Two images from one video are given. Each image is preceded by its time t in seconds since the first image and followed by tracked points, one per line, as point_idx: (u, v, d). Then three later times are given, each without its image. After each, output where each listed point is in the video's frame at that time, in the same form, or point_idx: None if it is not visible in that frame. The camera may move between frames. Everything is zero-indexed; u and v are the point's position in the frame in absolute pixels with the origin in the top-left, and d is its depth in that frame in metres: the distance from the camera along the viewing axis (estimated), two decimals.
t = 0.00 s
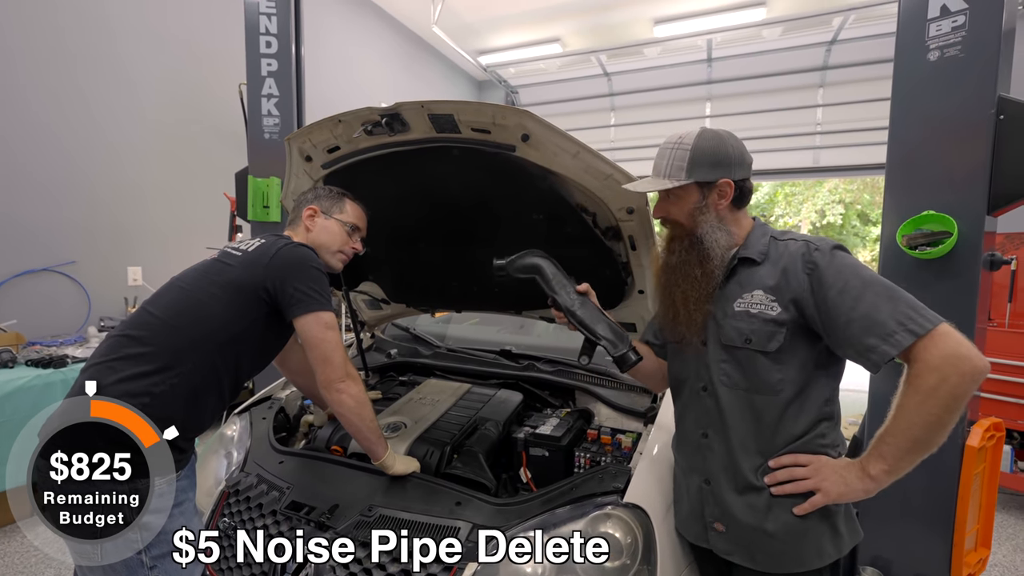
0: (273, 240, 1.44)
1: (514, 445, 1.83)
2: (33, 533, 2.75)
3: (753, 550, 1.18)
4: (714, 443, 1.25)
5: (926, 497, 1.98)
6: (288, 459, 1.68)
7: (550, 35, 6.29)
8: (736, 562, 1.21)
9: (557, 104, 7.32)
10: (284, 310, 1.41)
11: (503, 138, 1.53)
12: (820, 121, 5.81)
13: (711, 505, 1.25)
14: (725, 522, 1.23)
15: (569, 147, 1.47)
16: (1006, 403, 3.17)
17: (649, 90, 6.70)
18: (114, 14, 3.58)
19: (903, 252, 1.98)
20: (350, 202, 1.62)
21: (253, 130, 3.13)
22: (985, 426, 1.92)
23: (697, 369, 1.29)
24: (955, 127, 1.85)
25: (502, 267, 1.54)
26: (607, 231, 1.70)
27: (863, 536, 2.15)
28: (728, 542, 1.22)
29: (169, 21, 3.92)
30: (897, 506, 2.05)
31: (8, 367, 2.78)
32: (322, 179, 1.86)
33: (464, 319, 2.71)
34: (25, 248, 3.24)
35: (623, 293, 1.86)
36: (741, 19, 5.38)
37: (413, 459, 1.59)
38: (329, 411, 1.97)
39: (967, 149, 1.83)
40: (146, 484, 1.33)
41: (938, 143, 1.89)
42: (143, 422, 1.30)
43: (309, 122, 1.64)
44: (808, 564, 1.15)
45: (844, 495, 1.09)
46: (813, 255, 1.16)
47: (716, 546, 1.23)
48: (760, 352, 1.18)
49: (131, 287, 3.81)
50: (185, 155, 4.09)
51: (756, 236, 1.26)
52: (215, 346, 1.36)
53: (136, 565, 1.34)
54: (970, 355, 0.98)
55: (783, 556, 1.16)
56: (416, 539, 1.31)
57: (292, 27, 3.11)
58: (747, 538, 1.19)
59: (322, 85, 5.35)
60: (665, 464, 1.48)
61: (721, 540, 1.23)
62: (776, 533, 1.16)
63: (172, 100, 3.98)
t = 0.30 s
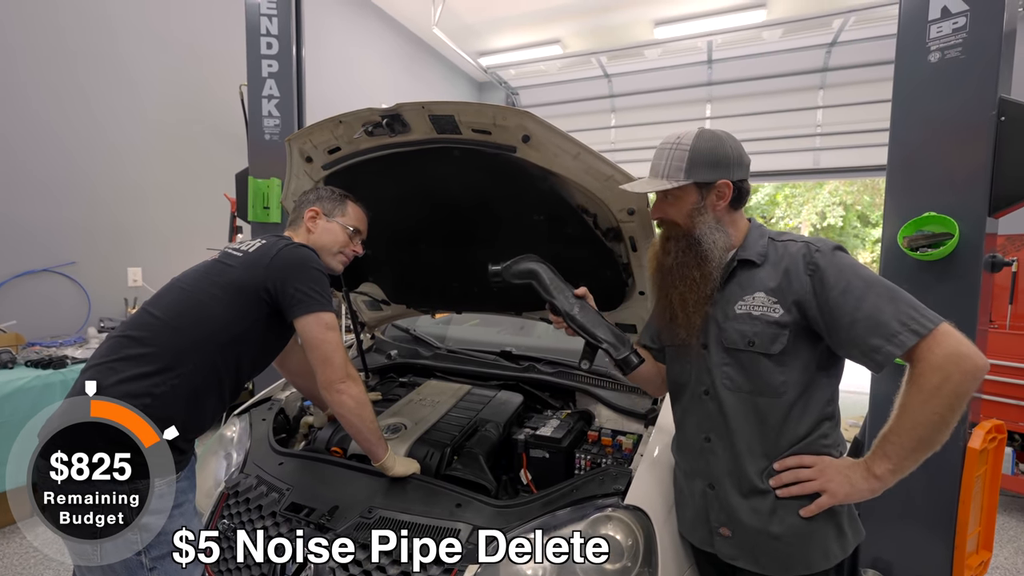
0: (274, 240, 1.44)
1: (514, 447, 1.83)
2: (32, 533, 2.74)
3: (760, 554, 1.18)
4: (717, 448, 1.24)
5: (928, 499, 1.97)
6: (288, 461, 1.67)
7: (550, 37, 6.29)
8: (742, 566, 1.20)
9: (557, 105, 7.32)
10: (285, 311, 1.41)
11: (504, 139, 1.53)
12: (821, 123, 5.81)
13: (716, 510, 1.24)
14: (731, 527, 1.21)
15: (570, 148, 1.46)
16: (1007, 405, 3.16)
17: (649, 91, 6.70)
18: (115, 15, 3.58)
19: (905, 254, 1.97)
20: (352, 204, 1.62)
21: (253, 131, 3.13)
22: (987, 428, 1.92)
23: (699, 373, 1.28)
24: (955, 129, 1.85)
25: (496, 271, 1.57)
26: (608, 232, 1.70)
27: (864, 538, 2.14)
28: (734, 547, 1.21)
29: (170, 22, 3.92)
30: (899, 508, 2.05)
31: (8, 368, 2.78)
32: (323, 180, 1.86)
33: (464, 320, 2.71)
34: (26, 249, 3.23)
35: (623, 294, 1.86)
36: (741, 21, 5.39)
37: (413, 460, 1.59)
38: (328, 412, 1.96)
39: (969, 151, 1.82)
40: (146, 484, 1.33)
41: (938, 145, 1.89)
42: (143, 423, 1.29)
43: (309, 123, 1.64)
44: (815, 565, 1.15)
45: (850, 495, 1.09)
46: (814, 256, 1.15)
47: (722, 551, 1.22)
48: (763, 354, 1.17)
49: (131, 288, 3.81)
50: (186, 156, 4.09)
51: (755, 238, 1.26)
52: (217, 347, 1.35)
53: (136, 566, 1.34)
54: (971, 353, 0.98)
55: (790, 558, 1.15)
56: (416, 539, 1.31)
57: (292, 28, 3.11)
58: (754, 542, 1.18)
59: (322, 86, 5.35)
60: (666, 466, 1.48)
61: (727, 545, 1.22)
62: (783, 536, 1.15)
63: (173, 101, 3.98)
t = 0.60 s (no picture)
0: (277, 239, 1.44)
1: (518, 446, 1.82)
2: (38, 531, 2.76)
3: (766, 554, 1.17)
4: (721, 448, 1.23)
5: (933, 500, 1.96)
6: (291, 459, 1.68)
7: (553, 35, 6.28)
8: (748, 567, 1.20)
9: (561, 103, 7.31)
10: (289, 309, 1.41)
11: (508, 137, 1.52)
12: (826, 121, 5.77)
13: (721, 511, 1.23)
14: (737, 528, 1.21)
15: (574, 146, 1.46)
16: (1013, 406, 3.14)
17: (654, 89, 6.68)
18: (120, 14, 3.59)
19: (911, 253, 1.96)
20: (356, 203, 1.62)
21: (257, 130, 3.14)
22: (994, 428, 1.91)
23: (701, 373, 1.27)
24: (963, 127, 1.83)
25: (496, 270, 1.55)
26: (611, 231, 1.69)
27: (870, 539, 2.13)
28: (739, 548, 1.20)
29: (175, 21, 3.93)
30: (904, 509, 2.03)
31: (14, 365, 2.80)
32: (327, 179, 1.86)
33: (468, 319, 2.70)
34: (31, 247, 3.25)
35: (627, 293, 1.85)
36: (747, 18, 5.37)
37: (416, 459, 1.59)
38: (332, 410, 1.95)
39: (976, 149, 1.81)
40: (145, 484, 1.32)
41: (945, 143, 1.88)
42: (143, 422, 1.30)
43: (314, 122, 1.64)
44: (821, 565, 1.15)
45: (857, 495, 1.09)
46: (816, 254, 1.15)
47: (727, 552, 1.21)
48: (766, 353, 1.16)
49: (136, 287, 3.83)
50: (190, 154, 4.10)
51: (755, 237, 1.25)
52: (220, 345, 1.36)
53: (141, 563, 1.34)
54: (973, 349, 0.99)
55: (796, 558, 1.15)
56: (416, 540, 1.31)
57: (296, 27, 3.12)
58: (760, 542, 1.17)
59: (326, 84, 5.35)
60: (670, 465, 1.47)
61: (732, 546, 1.21)
62: (789, 535, 1.15)
63: (178, 100, 3.99)
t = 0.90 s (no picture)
0: (278, 239, 1.44)
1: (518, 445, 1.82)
2: (39, 530, 2.77)
3: (766, 553, 1.17)
4: (719, 447, 1.23)
5: (933, 501, 1.96)
6: (291, 458, 1.68)
7: (555, 35, 6.29)
8: (748, 567, 1.20)
9: (562, 103, 7.31)
10: (289, 309, 1.41)
11: (507, 138, 1.53)
12: (827, 121, 5.77)
13: (721, 511, 1.23)
14: (737, 527, 1.21)
15: (574, 147, 1.46)
16: (1014, 406, 3.13)
17: (655, 89, 6.67)
18: (122, 15, 3.60)
19: (911, 253, 1.96)
20: (357, 203, 1.62)
21: (258, 130, 3.15)
22: (994, 428, 1.91)
23: (698, 373, 1.27)
24: (964, 127, 1.83)
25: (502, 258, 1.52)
26: (611, 231, 1.70)
27: (869, 540, 2.13)
28: (740, 547, 1.21)
29: (176, 21, 3.94)
30: (904, 509, 2.03)
31: (17, 365, 2.81)
32: (328, 179, 1.86)
33: (469, 319, 2.71)
34: (33, 247, 3.26)
35: (627, 293, 1.85)
36: (748, 18, 5.38)
37: (415, 458, 1.59)
38: (332, 409, 1.96)
39: (977, 150, 1.81)
40: (145, 484, 1.33)
41: (946, 144, 1.87)
42: (143, 422, 1.30)
43: (315, 123, 1.65)
44: (821, 563, 1.15)
45: (856, 492, 1.09)
46: (810, 253, 1.15)
47: (727, 551, 1.22)
48: (762, 352, 1.17)
49: (138, 286, 3.84)
50: (192, 154, 4.11)
51: (750, 236, 1.25)
52: (221, 345, 1.36)
53: (142, 562, 1.34)
54: (966, 344, 0.99)
55: (796, 557, 1.15)
56: (416, 539, 1.31)
57: (298, 27, 3.12)
58: (759, 540, 1.18)
59: (327, 84, 5.36)
60: (669, 465, 1.47)
61: (732, 545, 1.21)
62: (789, 534, 1.15)
63: (180, 100, 4.00)
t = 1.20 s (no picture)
0: (278, 241, 1.44)
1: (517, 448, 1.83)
2: (38, 532, 2.77)
3: (766, 555, 1.17)
4: (719, 450, 1.23)
5: (932, 504, 1.96)
6: (291, 460, 1.68)
7: (555, 38, 6.31)
8: (748, 570, 1.20)
9: (562, 106, 7.32)
10: (290, 311, 1.41)
11: (507, 141, 1.53)
12: (827, 124, 5.77)
13: (721, 513, 1.23)
14: (736, 530, 1.21)
15: (573, 150, 1.46)
16: (1014, 409, 3.13)
17: (656, 91, 6.67)
18: (124, 17, 3.62)
19: (910, 256, 1.96)
20: (357, 206, 1.62)
21: (259, 133, 3.16)
22: (993, 431, 1.91)
23: (697, 375, 1.27)
24: (962, 131, 1.84)
25: (488, 287, 1.53)
26: (610, 233, 1.70)
27: (868, 542, 2.13)
28: (739, 551, 1.21)
29: (178, 24, 3.96)
30: (904, 512, 2.03)
31: (17, 366, 2.81)
32: (328, 181, 1.87)
33: (469, 321, 2.71)
34: (34, 248, 3.27)
35: (626, 295, 1.85)
36: (748, 21, 5.40)
37: (415, 460, 1.60)
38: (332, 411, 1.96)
39: (975, 153, 1.81)
40: (146, 484, 1.34)
41: (945, 147, 1.88)
42: (143, 422, 1.30)
43: (315, 125, 1.66)
44: (821, 565, 1.15)
45: (855, 493, 1.10)
46: (810, 256, 1.15)
47: (727, 554, 1.21)
48: (763, 355, 1.17)
49: (138, 288, 3.85)
50: (193, 156, 4.12)
51: (749, 238, 1.26)
52: (221, 346, 1.37)
53: (141, 563, 1.35)
54: (964, 345, 0.99)
55: (796, 559, 1.15)
56: (416, 540, 1.32)
57: (298, 30, 3.13)
58: (760, 542, 1.18)
59: (328, 87, 5.37)
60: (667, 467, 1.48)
61: (732, 548, 1.21)
62: (789, 536, 1.15)
63: (181, 102, 4.02)
